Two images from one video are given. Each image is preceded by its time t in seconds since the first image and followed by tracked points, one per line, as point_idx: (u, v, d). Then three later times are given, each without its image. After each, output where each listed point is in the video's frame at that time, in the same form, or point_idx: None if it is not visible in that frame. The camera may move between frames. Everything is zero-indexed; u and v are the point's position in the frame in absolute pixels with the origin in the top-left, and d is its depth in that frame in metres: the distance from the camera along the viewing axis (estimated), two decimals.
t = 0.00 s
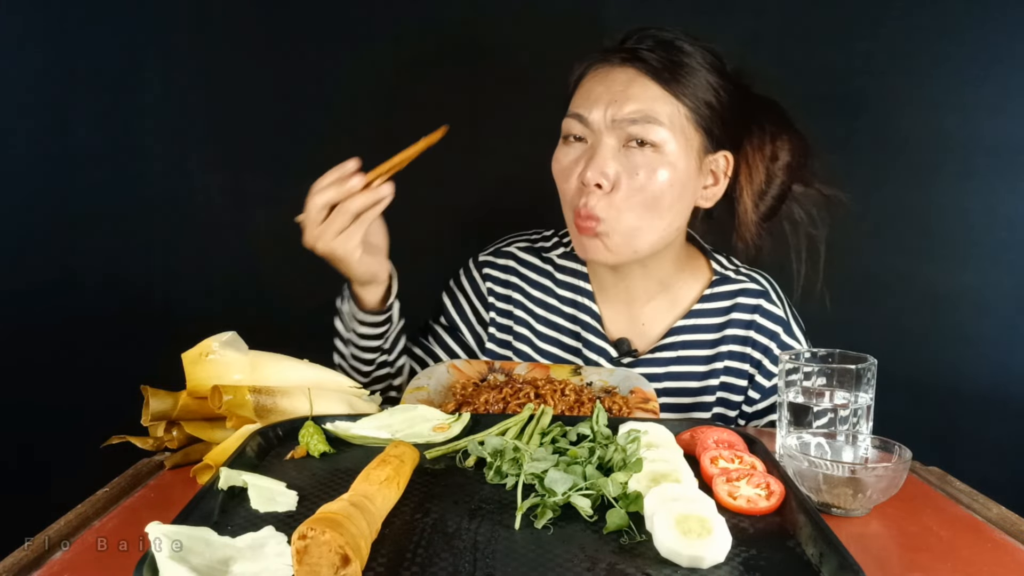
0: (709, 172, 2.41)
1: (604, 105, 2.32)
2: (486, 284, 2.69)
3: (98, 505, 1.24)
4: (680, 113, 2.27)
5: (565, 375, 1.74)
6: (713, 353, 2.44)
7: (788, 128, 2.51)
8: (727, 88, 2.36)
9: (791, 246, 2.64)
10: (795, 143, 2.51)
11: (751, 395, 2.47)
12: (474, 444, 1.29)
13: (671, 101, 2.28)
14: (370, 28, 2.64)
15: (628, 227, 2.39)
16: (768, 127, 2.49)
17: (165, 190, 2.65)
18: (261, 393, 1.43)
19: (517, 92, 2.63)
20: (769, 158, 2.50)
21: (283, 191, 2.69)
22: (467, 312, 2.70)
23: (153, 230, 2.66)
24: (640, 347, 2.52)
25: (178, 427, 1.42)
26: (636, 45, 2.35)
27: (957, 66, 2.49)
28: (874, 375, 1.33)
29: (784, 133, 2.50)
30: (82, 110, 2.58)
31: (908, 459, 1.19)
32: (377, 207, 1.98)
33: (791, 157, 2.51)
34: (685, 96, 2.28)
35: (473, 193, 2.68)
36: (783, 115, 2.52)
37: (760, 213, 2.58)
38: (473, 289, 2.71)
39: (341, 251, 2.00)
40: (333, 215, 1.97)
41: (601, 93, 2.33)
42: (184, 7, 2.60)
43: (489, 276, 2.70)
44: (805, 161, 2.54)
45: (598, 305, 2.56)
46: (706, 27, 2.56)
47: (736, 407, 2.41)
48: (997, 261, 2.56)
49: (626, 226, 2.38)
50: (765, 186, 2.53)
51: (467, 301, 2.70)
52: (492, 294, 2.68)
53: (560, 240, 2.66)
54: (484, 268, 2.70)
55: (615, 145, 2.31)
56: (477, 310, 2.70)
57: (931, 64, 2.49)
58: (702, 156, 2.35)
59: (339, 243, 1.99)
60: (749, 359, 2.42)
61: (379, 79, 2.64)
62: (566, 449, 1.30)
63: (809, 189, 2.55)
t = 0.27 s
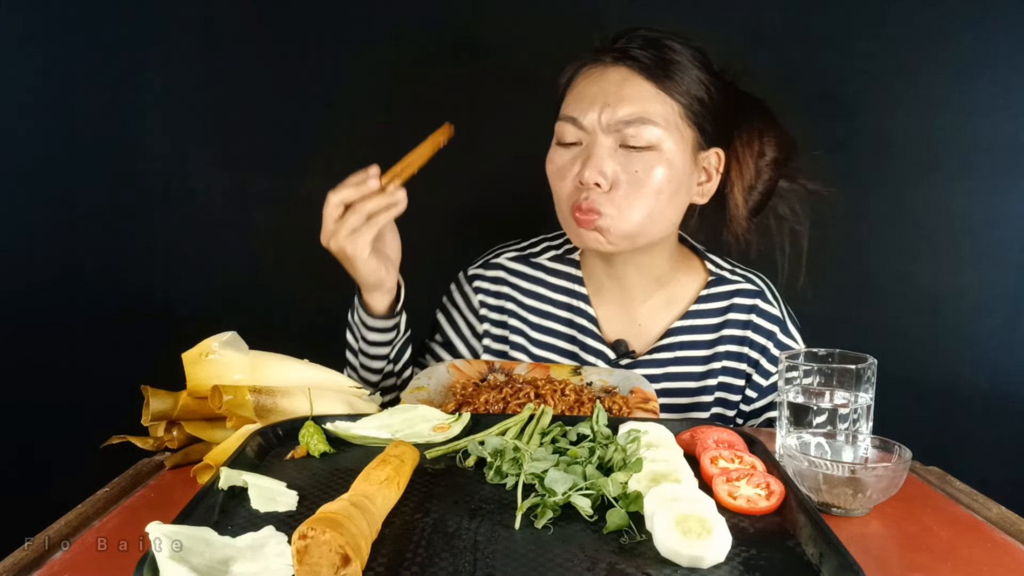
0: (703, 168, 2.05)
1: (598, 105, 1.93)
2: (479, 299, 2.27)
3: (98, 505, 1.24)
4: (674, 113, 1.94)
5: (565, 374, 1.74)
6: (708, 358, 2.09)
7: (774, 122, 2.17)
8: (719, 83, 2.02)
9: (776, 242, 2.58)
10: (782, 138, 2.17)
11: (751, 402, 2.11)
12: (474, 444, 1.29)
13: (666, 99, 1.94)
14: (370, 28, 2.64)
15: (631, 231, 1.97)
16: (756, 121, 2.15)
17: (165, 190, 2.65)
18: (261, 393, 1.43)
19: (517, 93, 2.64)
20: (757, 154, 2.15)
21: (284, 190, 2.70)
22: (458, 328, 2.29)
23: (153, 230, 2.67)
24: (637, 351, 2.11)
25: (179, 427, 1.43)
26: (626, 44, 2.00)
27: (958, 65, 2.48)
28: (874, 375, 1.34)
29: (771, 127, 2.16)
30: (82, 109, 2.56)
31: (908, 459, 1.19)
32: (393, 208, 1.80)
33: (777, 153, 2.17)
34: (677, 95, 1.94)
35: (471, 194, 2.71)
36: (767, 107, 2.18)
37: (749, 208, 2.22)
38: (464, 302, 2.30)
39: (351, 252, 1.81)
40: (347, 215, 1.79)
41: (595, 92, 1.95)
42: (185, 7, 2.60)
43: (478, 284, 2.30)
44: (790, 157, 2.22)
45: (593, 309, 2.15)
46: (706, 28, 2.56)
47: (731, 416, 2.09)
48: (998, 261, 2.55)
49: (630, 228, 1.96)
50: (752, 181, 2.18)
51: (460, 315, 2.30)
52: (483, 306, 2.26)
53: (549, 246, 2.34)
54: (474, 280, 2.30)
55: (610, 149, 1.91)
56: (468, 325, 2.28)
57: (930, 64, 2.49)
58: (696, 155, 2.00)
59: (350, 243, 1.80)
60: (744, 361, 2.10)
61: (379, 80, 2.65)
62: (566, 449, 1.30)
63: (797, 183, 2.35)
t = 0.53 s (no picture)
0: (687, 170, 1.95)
1: (581, 113, 1.83)
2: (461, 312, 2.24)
3: (98, 505, 1.24)
4: (658, 118, 1.84)
5: (565, 374, 1.74)
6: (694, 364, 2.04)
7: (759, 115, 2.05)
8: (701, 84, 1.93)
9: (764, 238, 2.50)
10: (768, 131, 2.05)
11: (741, 408, 2.04)
12: (474, 444, 1.29)
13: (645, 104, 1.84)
14: (370, 28, 2.64)
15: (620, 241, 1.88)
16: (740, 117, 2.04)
17: (165, 189, 2.65)
18: (261, 393, 1.42)
19: (518, 93, 2.64)
20: (743, 151, 2.04)
21: (284, 190, 2.70)
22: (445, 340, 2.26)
23: (153, 230, 2.67)
24: (624, 356, 2.08)
25: (179, 427, 1.42)
26: (607, 48, 1.91)
27: (958, 65, 2.48)
28: (874, 375, 1.33)
29: (756, 121, 2.04)
30: (83, 110, 2.56)
31: (908, 459, 1.19)
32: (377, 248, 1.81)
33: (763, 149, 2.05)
34: (660, 100, 1.85)
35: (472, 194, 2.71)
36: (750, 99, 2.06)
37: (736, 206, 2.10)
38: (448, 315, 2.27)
39: (335, 290, 1.81)
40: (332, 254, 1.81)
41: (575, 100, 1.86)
42: (186, 7, 2.60)
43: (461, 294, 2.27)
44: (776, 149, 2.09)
45: (579, 315, 2.12)
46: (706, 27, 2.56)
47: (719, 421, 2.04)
48: (998, 261, 2.55)
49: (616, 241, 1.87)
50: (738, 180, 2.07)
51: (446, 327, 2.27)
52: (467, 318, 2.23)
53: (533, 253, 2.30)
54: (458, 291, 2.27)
55: (594, 158, 1.82)
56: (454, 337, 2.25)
57: (930, 64, 2.49)
58: (681, 159, 1.91)
59: (334, 281, 1.81)
60: (732, 367, 2.04)
61: (380, 80, 2.65)
62: (566, 449, 1.30)
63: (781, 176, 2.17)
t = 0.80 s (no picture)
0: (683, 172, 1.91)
1: (573, 120, 1.78)
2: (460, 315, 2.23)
3: (98, 505, 1.24)
4: (652, 123, 1.81)
5: (565, 374, 1.73)
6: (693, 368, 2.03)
7: (751, 113, 2.01)
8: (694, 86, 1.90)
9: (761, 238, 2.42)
10: (762, 129, 2.01)
11: (740, 410, 2.04)
12: (474, 444, 1.29)
13: (638, 109, 1.81)
14: (370, 28, 2.64)
15: (617, 247, 1.84)
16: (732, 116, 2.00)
17: (165, 189, 2.65)
18: (261, 393, 1.42)
19: (517, 93, 2.65)
20: (737, 151, 1.99)
21: (284, 190, 2.70)
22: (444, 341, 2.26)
23: (153, 230, 2.67)
24: (623, 358, 2.07)
25: (179, 427, 1.43)
26: (597, 54, 1.88)
27: (958, 65, 2.48)
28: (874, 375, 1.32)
29: (749, 119, 2.00)
30: (82, 109, 2.55)
31: (908, 459, 1.19)
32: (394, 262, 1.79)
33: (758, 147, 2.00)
34: (652, 104, 1.81)
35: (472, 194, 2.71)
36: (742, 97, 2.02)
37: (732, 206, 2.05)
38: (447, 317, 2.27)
39: (347, 297, 1.80)
40: (348, 262, 1.79)
41: (567, 107, 1.82)
42: (186, 7, 2.60)
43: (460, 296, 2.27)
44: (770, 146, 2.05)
45: (578, 318, 2.11)
46: (706, 27, 2.56)
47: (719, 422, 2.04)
48: (998, 261, 2.55)
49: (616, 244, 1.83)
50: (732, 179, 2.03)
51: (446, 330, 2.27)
52: (465, 320, 2.23)
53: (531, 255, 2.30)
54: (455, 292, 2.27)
55: (588, 166, 1.77)
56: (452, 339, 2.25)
57: (930, 64, 2.49)
58: (677, 162, 1.87)
59: (347, 289, 1.80)
60: (731, 369, 2.04)
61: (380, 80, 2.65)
62: (566, 449, 1.30)
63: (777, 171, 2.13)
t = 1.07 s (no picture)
0: (685, 171, 2.02)
1: (576, 121, 1.92)
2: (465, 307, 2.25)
3: (98, 506, 1.24)
4: (652, 122, 1.91)
5: (565, 374, 1.74)
6: (699, 365, 2.09)
7: (752, 111, 2.08)
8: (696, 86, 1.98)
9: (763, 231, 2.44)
10: (762, 128, 2.09)
11: (743, 407, 2.11)
12: (474, 444, 1.29)
13: (640, 109, 1.91)
14: (370, 28, 2.64)
15: (620, 241, 1.99)
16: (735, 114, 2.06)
17: (164, 189, 2.66)
18: (261, 393, 1.43)
19: (517, 93, 2.64)
20: (739, 149, 2.06)
21: (284, 190, 2.70)
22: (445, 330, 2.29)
23: (152, 230, 2.67)
24: (628, 358, 2.15)
25: (179, 427, 1.42)
26: (599, 53, 1.97)
27: (958, 65, 2.48)
28: (874, 375, 1.32)
29: (750, 118, 2.07)
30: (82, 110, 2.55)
31: (908, 459, 1.19)
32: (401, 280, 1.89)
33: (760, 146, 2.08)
34: (653, 104, 1.91)
35: (472, 194, 2.71)
36: (744, 96, 2.08)
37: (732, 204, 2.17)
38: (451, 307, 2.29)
39: (346, 282, 1.91)
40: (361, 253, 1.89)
41: (570, 108, 1.95)
42: (186, 7, 2.60)
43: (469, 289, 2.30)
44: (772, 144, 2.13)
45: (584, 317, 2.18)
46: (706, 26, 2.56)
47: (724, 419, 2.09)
48: (996, 261, 2.56)
49: (618, 239, 1.98)
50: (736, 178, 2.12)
51: (448, 317, 2.30)
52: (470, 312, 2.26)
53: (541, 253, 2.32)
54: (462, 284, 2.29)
55: (591, 165, 1.91)
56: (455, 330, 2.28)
57: (930, 65, 2.49)
58: (678, 159, 1.97)
59: (349, 276, 1.91)
60: (735, 366, 2.09)
61: (380, 80, 2.65)
62: (566, 449, 1.30)
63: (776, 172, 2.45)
